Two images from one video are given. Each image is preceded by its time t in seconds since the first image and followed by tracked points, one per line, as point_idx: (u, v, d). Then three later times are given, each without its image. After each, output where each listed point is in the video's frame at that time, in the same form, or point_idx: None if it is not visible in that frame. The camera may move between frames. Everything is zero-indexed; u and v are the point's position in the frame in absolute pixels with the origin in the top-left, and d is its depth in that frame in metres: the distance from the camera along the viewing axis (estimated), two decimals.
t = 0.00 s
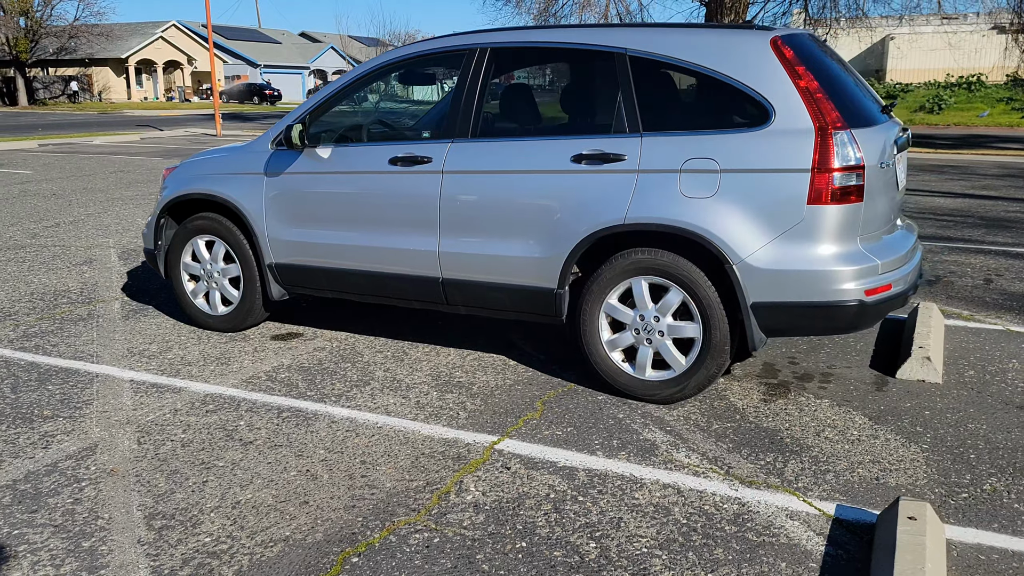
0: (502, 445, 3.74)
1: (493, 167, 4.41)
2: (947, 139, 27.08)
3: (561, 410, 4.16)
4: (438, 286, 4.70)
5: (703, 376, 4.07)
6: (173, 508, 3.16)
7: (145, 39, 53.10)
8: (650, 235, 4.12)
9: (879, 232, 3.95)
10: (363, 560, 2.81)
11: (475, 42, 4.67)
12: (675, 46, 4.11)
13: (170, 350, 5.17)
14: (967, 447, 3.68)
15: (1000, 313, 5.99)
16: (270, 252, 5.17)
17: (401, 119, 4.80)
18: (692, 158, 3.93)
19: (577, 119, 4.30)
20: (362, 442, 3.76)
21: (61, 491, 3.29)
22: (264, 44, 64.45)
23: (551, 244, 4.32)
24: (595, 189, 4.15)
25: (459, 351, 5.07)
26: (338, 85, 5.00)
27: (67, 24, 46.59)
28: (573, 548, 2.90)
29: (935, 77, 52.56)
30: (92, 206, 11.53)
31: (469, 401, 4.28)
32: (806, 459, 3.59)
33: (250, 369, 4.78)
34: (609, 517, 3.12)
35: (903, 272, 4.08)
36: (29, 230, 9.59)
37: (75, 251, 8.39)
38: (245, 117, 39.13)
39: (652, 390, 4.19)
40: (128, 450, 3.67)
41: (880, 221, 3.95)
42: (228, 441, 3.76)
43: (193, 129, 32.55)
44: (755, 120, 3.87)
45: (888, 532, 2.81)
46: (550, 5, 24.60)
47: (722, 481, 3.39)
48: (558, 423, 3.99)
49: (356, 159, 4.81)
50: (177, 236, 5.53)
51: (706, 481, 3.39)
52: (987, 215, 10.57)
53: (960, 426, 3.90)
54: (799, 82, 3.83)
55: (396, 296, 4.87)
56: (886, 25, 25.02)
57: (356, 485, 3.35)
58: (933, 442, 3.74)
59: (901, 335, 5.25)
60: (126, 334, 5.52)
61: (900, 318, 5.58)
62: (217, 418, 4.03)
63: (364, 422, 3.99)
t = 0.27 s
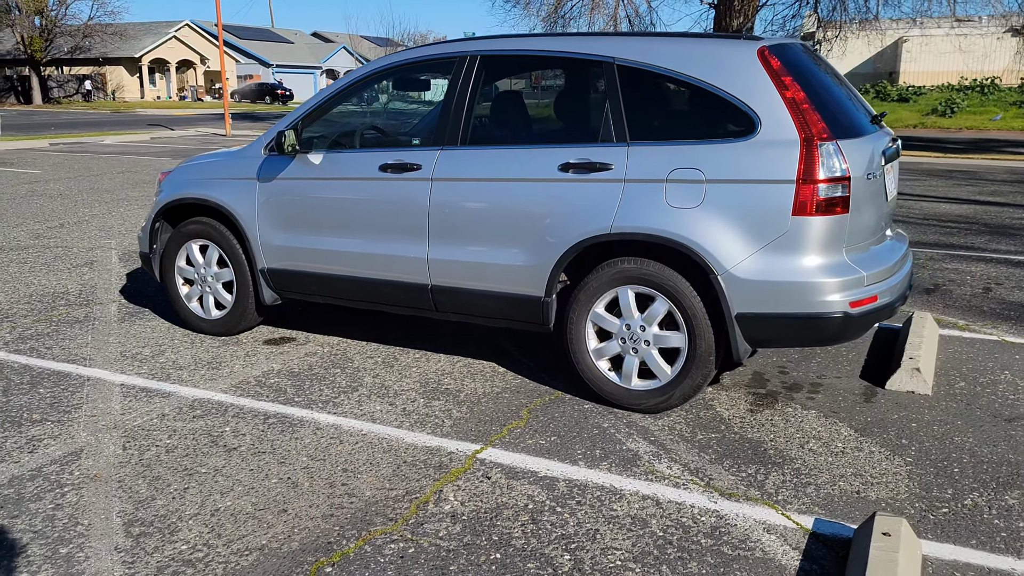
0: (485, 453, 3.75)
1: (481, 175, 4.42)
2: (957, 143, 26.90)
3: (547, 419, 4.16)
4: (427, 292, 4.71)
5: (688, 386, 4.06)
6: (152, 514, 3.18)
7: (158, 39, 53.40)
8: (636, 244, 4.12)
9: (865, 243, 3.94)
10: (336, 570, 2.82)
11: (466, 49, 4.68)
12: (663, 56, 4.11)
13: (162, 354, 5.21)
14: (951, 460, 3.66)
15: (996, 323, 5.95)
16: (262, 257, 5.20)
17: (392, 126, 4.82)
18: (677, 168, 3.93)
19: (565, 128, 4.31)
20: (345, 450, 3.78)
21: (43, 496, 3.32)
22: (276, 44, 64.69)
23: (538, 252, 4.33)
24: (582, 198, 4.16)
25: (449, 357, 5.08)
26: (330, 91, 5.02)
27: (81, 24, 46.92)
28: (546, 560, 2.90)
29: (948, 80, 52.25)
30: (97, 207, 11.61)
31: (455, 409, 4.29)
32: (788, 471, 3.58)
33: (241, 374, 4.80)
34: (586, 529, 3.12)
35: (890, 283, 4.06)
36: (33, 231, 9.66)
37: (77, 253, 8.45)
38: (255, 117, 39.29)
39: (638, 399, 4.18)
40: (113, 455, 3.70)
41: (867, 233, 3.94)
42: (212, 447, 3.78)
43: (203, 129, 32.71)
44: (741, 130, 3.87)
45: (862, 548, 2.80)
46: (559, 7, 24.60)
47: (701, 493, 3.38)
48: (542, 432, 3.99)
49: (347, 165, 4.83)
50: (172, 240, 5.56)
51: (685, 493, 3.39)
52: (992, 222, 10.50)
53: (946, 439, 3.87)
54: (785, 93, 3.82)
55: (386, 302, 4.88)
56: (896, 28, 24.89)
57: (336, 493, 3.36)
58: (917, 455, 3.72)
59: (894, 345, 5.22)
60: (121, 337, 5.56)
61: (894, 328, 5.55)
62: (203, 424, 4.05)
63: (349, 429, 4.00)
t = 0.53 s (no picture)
0: (474, 461, 3.74)
1: (474, 182, 4.42)
2: (964, 146, 26.78)
3: (538, 426, 4.16)
4: (421, 299, 4.71)
5: (679, 394, 4.05)
6: (139, 521, 3.19)
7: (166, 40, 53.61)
8: (628, 252, 4.12)
9: (857, 253, 3.93)
10: None
11: (460, 56, 4.68)
12: (655, 64, 4.10)
13: (158, 358, 5.22)
14: (942, 472, 3.64)
15: (995, 331, 5.92)
16: (258, 262, 5.21)
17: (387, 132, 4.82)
18: (669, 177, 3.92)
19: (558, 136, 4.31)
20: (334, 457, 3.78)
21: (32, 502, 3.33)
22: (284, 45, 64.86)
23: (531, 259, 4.32)
24: (574, 205, 4.15)
25: (443, 363, 5.08)
26: (326, 97, 5.03)
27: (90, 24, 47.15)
28: (530, 571, 2.90)
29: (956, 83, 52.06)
30: (101, 208, 11.66)
31: (447, 416, 4.29)
32: (777, 482, 3.57)
33: (234, 379, 4.81)
34: (571, 539, 3.12)
35: (882, 292, 4.05)
36: (36, 233, 9.70)
37: (78, 255, 8.49)
38: (262, 117, 39.39)
39: (629, 408, 4.18)
40: (103, 460, 3.71)
41: (859, 242, 3.94)
42: (202, 453, 3.79)
43: (210, 130, 32.81)
44: (733, 139, 3.87)
45: (846, 561, 2.79)
46: (565, 9, 24.59)
47: (689, 504, 3.37)
48: (532, 440, 3.98)
49: (342, 171, 4.83)
50: (169, 244, 5.58)
51: (673, 503, 3.38)
52: (995, 228, 10.45)
53: (938, 450, 3.86)
54: (776, 102, 3.82)
55: (380, 308, 4.89)
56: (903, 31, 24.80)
57: (323, 501, 3.36)
58: (907, 466, 3.70)
59: (890, 354, 5.20)
60: (117, 341, 5.57)
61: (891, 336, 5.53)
62: (194, 430, 4.06)
63: (339, 436, 4.01)
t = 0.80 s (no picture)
0: (464, 463, 3.73)
1: (468, 184, 4.41)
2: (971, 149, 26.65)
3: (530, 428, 4.15)
4: (415, 300, 4.70)
5: (672, 397, 4.04)
6: (127, 522, 3.20)
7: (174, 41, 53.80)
8: (621, 254, 4.11)
9: (851, 256, 3.92)
10: None
11: (455, 58, 4.68)
12: (649, 66, 4.09)
13: (154, 358, 5.23)
14: (935, 476, 3.62)
15: (994, 334, 5.88)
16: (254, 263, 5.21)
17: (383, 133, 4.83)
18: (662, 179, 3.91)
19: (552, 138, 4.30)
20: (325, 458, 3.78)
21: (22, 502, 3.34)
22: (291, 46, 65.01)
23: (524, 262, 4.32)
24: (567, 207, 4.14)
25: (438, 365, 5.08)
26: (323, 98, 5.04)
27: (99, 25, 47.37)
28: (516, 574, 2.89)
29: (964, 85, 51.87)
30: (104, 209, 11.71)
31: (440, 417, 4.28)
32: (768, 485, 3.55)
33: (229, 380, 4.82)
34: (558, 542, 3.11)
35: (876, 296, 4.03)
36: (39, 233, 9.75)
37: (80, 255, 8.52)
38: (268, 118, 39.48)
39: (622, 410, 4.17)
40: (95, 461, 3.72)
41: (853, 245, 3.92)
42: (193, 454, 3.80)
43: (216, 131, 32.90)
44: (726, 141, 3.85)
45: (833, 566, 2.77)
46: (569, 11, 24.59)
47: (678, 507, 3.36)
48: (524, 442, 3.97)
49: (337, 172, 4.83)
50: (166, 245, 5.59)
51: (662, 506, 3.37)
52: (999, 230, 10.40)
53: (931, 454, 3.84)
54: (770, 105, 3.80)
55: (375, 309, 4.88)
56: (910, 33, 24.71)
57: (312, 503, 3.36)
58: (900, 470, 3.68)
59: (887, 357, 5.18)
60: (114, 342, 5.59)
61: (889, 339, 5.50)
62: (187, 430, 4.07)
63: (331, 437, 4.01)
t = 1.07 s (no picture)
0: (447, 454, 3.73)
1: (459, 176, 4.41)
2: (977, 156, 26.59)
3: (516, 421, 4.14)
4: (404, 293, 4.70)
5: (657, 393, 4.03)
6: (106, 506, 3.20)
7: (182, 36, 53.94)
8: (610, 249, 4.10)
9: (839, 255, 3.91)
10: (279, 567, 2.82)
11: (449, 51, 4.68)
12: (641, 61, 4.09)
13: (144, 346, 5.24)
14: (918, 477, 3.61)
15: (988, 339, 5.86)
16: (246, 253, 5.22)
17: (376, 126, 4.83)
18: (651, 175, 3.91)
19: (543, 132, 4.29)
20: (308, 447, 3.78)
21: (2, 484, 3.35)
22: (299, 43, 65.13)
23: (513, 255, 4.30)
24: (556, 202, 4.14)
25: (428, 358, 5.08)
26: (317, 90, 5.05)
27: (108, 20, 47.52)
28: (491, 563, 2.89)
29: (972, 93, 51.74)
30: (105, 200, 11.74)
31: (426, 409, 4.27)
32: (750, 482, 3.55)
33: (218, 369, 4.82)
34: (536, 533, 3.10)
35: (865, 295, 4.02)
36: (39, 222, 9.78)
37: (78, 245, 8.55)
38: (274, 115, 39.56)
39: (608, 405, 4.16)
40: (78, 445, 3.73)
41: (842, 244, 3.91)
42: (177, 440, 3.81)
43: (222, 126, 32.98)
44: (716, 137, 3.84)
45: (807, 562, 2.77)
46: (576, 12, 24.59)
47: (658, 501, 3.36)
48: (508, 434, 3.97)
49: (330, 163, 4.84)
50: (160, 234, 5.60)
51: (642, 500, 3.36)
52: (1000, 237, 10.37)
53: (916, 455, 3.83)
54: (760, 101, 3.79)
55: (365, 301, 4.88)
56: (917, 40, 24.65)
57: (292, 490, 3.36)
58: (884, 470, 3.67)
59: (878, 358, 5.16)
60: (106, 330, 5.60)
61: (881, 341, 5.49)
62: (172, 417, 4.08)
63: (316, 426, 4.01)
